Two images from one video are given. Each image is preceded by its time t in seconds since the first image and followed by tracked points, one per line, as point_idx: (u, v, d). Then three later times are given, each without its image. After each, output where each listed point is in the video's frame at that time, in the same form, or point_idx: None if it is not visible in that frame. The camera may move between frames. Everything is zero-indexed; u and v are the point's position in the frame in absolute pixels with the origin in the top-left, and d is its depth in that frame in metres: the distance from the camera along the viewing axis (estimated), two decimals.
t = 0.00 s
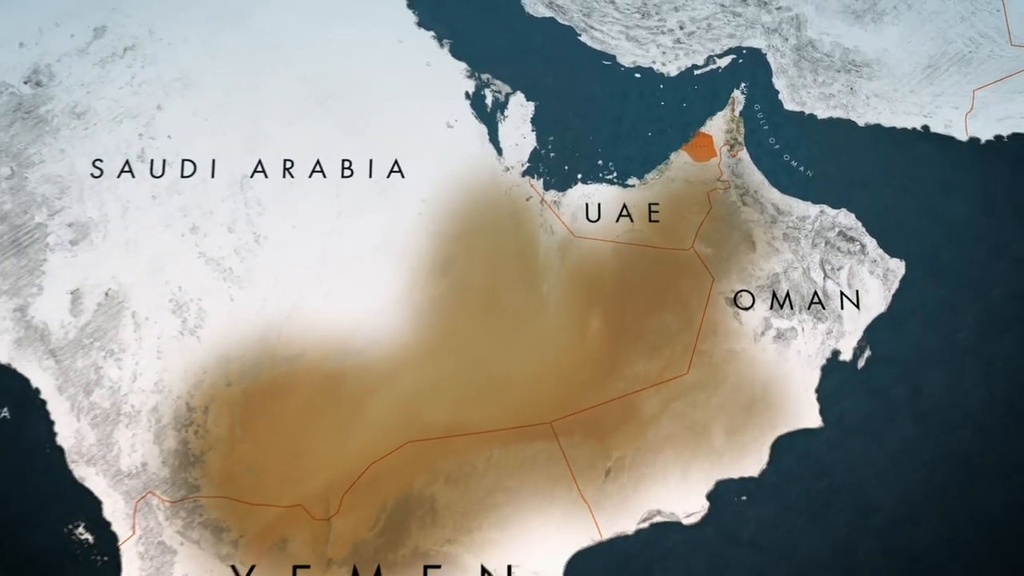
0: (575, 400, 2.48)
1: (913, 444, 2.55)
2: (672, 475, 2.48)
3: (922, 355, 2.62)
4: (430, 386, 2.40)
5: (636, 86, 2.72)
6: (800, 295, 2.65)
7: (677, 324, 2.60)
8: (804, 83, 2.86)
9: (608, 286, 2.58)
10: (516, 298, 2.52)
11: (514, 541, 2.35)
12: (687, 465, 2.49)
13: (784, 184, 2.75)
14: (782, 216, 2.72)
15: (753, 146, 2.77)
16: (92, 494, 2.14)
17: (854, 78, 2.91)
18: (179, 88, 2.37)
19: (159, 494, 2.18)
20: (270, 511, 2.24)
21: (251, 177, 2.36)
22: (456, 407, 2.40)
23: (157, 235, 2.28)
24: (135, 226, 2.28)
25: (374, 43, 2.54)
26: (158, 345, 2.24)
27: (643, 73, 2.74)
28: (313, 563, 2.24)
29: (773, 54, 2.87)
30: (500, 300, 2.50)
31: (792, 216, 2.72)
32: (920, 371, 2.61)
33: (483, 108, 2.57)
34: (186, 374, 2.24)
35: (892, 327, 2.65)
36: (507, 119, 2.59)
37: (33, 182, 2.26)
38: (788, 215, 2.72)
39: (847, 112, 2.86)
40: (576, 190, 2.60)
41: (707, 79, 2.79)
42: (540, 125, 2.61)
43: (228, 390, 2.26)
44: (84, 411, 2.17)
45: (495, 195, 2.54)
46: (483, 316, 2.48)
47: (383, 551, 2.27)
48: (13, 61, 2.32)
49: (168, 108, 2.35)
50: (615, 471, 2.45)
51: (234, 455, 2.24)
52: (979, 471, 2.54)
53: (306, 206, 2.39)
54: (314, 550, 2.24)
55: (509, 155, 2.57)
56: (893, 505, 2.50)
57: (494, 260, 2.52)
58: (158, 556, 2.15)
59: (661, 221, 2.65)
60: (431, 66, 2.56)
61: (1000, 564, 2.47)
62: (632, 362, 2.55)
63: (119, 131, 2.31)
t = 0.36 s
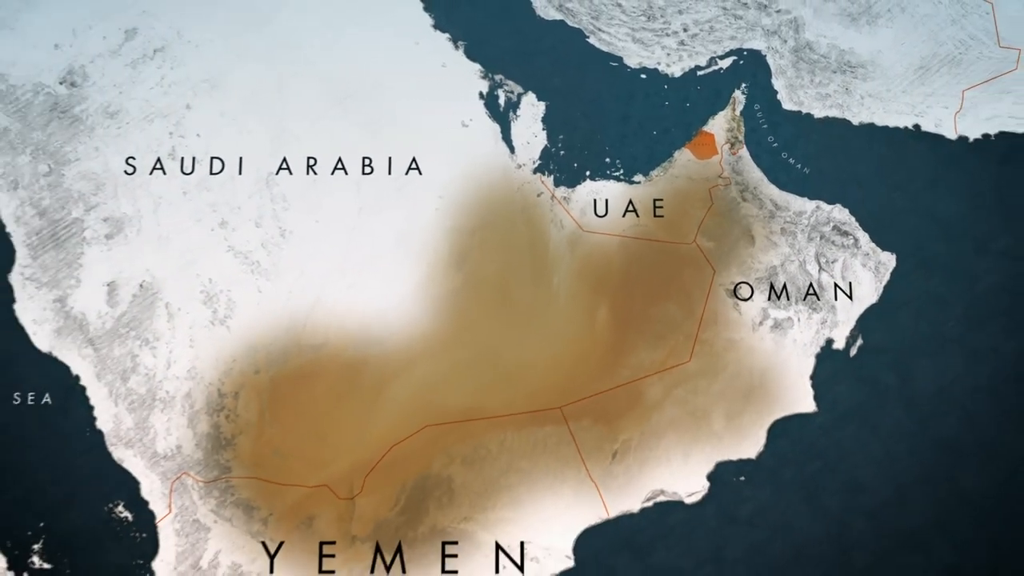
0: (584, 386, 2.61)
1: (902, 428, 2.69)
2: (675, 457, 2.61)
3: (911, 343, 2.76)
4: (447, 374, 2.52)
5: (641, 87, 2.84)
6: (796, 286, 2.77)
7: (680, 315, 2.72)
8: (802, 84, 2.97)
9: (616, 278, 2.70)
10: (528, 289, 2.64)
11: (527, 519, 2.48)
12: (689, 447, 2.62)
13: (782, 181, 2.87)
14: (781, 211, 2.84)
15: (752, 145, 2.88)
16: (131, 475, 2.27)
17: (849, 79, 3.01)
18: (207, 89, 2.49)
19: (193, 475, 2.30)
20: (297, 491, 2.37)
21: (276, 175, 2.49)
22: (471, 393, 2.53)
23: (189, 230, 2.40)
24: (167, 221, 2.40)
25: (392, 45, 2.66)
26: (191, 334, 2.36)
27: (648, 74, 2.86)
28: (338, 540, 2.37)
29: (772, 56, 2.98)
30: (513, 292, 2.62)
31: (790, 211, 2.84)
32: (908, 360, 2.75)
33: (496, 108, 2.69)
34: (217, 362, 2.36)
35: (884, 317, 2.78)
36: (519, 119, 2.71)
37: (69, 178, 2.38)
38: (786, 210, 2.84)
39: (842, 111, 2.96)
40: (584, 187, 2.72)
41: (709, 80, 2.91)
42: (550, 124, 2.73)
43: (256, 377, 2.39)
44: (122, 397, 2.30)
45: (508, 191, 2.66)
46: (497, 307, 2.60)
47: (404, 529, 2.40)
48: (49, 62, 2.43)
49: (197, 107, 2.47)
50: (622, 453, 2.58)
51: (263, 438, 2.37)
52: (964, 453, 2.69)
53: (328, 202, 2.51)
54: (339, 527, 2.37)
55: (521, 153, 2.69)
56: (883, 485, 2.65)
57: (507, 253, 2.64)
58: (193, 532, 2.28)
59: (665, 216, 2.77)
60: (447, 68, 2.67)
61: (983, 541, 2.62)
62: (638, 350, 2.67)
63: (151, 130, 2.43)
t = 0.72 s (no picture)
0: (592, 374, 2.73)
1: (892, 414, 2.84)
2: (678, 442, 2.74)
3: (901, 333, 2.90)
4: (462, 362, 2.64)
5: (646, 87, 2.95)
6: (793, 279, 2.90)
7: (683, 306, 2.84)
8: (800, 84, 3.08)
9: (621, 270, 2.82)
10: (538, 281, 2.76)
11: (538, 500, 2.62)
12: (691, 432, 2.75)
13: (781, 178, 2.99)
14: (779, 207, 2.96)
15: (752, 143, 3.00)
16: (163, 458, 2.40)
17: (845, 79, 3.12)
18: (231, 89, 2.60)
19: (222, 458, 2.43)
20: (321, 473, 2.49)
21: (298, 172, 2.60)
22: (485, 380, 2.65)
23: (217, 225, 2.52)
24: (194, 216, 2.52)
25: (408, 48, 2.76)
26: (218, 325, 2.48)
27: (652, 75, 2.97)
28: (360, 519, 2.50)
29: (772, 57, 3.09)
30: (524, 284, 2.74)
31: (788, 207, 2.96)
32: (898, 349, 2.89)
33: (507, 108, 2.80)
34: (243, 351, 2.48)
35: (876, 308, 2.91)
36: (529, 118, 2.82)
37: (101, 175, 2.50)
38: (784, 206, 2.97)
39: (838, 111, 3.07)
40: (592, 184, 2.84)
41: (711, 80, 3.02)
42: (559, 123, 2.84)
43: (280, 365, 2.50)
44: (154, 384, 2.42)
45: (519, 188, 2.78)
46: (509, 299, 2.72)
47: (422, 509, 2.54)
48: (81, 63, 2.56)
49: (222, 107, 2.59)
50: (627, 438, 2.71)
51: (288, 424, 2.49)
52: (950, 437, 2.84)
53: (347, 198, 2.62)
54: (360, 507, 2.50)
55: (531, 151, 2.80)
56: (874, 468, 2.79)
57: (519, 247, 2.75)
58: (222, 512, 2.41)
59: (669, 212, 2.89)
60: (460, 69, 2.78)
61: (966, 519, 2.78)
62: (642, 340, 2.80)
63: (178, 129, 2.56)
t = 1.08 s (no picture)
0: (598, 363, 2.86)
1: (883, 401, 2.97)
2: (680, 428, 2.87)
3: (893, 324, 3.03)
4: (474, 352, 2.76)
5: (651, 87, 3.06)
6: (791, 273, 3.03)
7: (685, 299, 2.96)
8: (797, 85, 3.20)
9: (626, 264, 2.94)
10: (547, 275, 2.87)
11: (547, 483, 2.74)
12: (692, 419, 2.88)
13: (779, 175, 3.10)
14: (778, 204, 3.08)
15: (751, 142, 3.12)
16: (191, 444, 2.51)
17: (842, 80, 3.23)
18: (252, 89, 2.70)
19: (246, 444, 2.55)
20: (340, 457, 2.62)
21: (317, 169, 2.71)
22: (496, 369, 2.77)
23: (240, 221, 2.63)
24: (218, 212, 2.63)
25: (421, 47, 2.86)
26: (242, 316, 2.59)
27: (656, 75, 3.07)
28: (377, 501, 2.62)
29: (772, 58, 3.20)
30: (533, 277, 2.85)
31: (786, 203, 3.08)
32: (890, 339, 3.02)
33: (517, 107, 2.91)
34: (266, 342, 2.60)
35: (869, 301, 3.04)
36: (538, 117, 2.92)
37: (129, 173, 2.61)
38: (782, 203, 3.08)
39: (835, 110, 3.19)
40: (598, 181, 2.95)
41: (713, 80, 3.13)
42: (567, 123, 2.95)
43: (301, 355, 2.62)
44: (181, 373, 2.54)
45: (528, 185, 2.89)
46: (519, 291, 2.83)
47: (437, 492, 2.66)
48: (107, 65, 2.66)
49: (244, 107, 2.69)
50: (632, 424, 2.84)
51: (308, 411, 2.61)
52: (938, 423, 2.97)
53: (364, 194, 2.73)
54: (378, 490, 2.63)
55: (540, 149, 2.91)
56: (866, 452, 2.93)
57: (528, 242, 2.86)
58: (247, 495, 2.53)
59: (672, 208, 3.01)
60: (472, 70, 2.88)
61: (953, 501, 2.93)
62: (646, 331, 2.92)
63: (202, 128, 2.66)
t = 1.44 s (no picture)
0: (603, 354, 2.97)
1: (876, 391, 3.10)
2: (682, 416, 2.99)
3: (886, 317, 3.15)
4: (485, 343, 2.87)
5: (654, 88, 3.16)
6: (788, 267, 3.14)
7: (687, 292, 3.08)
8: (796, 85, 3.30)
9: (631, 259, 3.05)
10: (555, 269, 2.98)
11: (555, 469, 2.86)
12: (694, 408, 3.00)
13: (778, 173, 3.21)
14: (776, 200, 3.19)
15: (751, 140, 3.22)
16: (214, 431, 2.62)
17: (839, 80, 3.33)
18: (270, 90, 2.80)
19: (267, 431, 2.66)
20: (357, 444, 2.73)
21: (333, 167, 2.81)
22: (506, 360, 2.88)
23: (260, 217, 2.74)
24: (239, 208, 2.73)
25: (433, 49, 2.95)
26: (262, 309, 2.70)
27: (660, 76, 3.17)
28: (393, 486, 2.74)
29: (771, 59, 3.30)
30: (541, 271, 2.96)
31: (785, 200, 3.19)
32: (883, 332, 3.14)
33: (526, 107, 3.01)
34: (285, 333, 2.70)
35: (863, 294, 3.16)
36: (545, 117, 3.02)
37: (152, 171, 2.71)
38: (781, 200, 3.19)
39: (832, 110, 3.29)
40: (604, 179, 3.05)
41: (715, 81, 3.23)
42: (574, 122, 3.05)
43: (319, 346, 2.73)
44: (204, 363, 2.64)
45: (536, 182, 2.99)
46: (528, 285, 2.94)
47: (449, 477, 2.78)
48: (130, 66, 2.76)
49: (262, 107, 2.80)
50: (636, 412, 2.96)
51: (326, 400, 2.72)
52: (928, 412, 3.10)
53: (379, 191, 2.83)
54: (393, 475, 2.74)
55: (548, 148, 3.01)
56: (859, 440, 3.06)
57: (537, 237, 2.97)
58: (269, 480, 2.64)
59: (675, 205, 3.12)
60: (482, 70, 2.98)
61: (941, 486, 3.06)
62: (650, 323, 3.03)
63: (222, 128, 2.76)
